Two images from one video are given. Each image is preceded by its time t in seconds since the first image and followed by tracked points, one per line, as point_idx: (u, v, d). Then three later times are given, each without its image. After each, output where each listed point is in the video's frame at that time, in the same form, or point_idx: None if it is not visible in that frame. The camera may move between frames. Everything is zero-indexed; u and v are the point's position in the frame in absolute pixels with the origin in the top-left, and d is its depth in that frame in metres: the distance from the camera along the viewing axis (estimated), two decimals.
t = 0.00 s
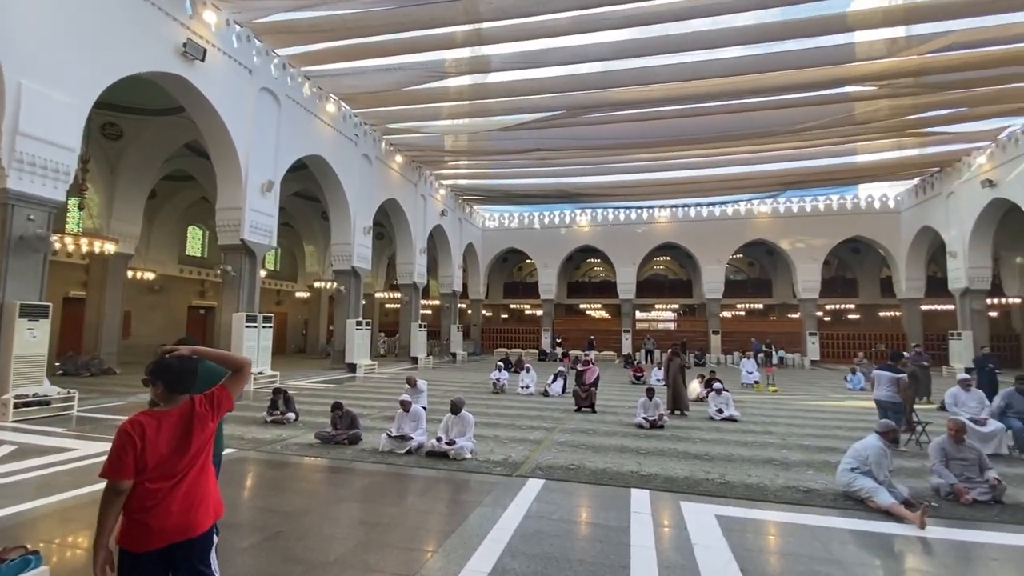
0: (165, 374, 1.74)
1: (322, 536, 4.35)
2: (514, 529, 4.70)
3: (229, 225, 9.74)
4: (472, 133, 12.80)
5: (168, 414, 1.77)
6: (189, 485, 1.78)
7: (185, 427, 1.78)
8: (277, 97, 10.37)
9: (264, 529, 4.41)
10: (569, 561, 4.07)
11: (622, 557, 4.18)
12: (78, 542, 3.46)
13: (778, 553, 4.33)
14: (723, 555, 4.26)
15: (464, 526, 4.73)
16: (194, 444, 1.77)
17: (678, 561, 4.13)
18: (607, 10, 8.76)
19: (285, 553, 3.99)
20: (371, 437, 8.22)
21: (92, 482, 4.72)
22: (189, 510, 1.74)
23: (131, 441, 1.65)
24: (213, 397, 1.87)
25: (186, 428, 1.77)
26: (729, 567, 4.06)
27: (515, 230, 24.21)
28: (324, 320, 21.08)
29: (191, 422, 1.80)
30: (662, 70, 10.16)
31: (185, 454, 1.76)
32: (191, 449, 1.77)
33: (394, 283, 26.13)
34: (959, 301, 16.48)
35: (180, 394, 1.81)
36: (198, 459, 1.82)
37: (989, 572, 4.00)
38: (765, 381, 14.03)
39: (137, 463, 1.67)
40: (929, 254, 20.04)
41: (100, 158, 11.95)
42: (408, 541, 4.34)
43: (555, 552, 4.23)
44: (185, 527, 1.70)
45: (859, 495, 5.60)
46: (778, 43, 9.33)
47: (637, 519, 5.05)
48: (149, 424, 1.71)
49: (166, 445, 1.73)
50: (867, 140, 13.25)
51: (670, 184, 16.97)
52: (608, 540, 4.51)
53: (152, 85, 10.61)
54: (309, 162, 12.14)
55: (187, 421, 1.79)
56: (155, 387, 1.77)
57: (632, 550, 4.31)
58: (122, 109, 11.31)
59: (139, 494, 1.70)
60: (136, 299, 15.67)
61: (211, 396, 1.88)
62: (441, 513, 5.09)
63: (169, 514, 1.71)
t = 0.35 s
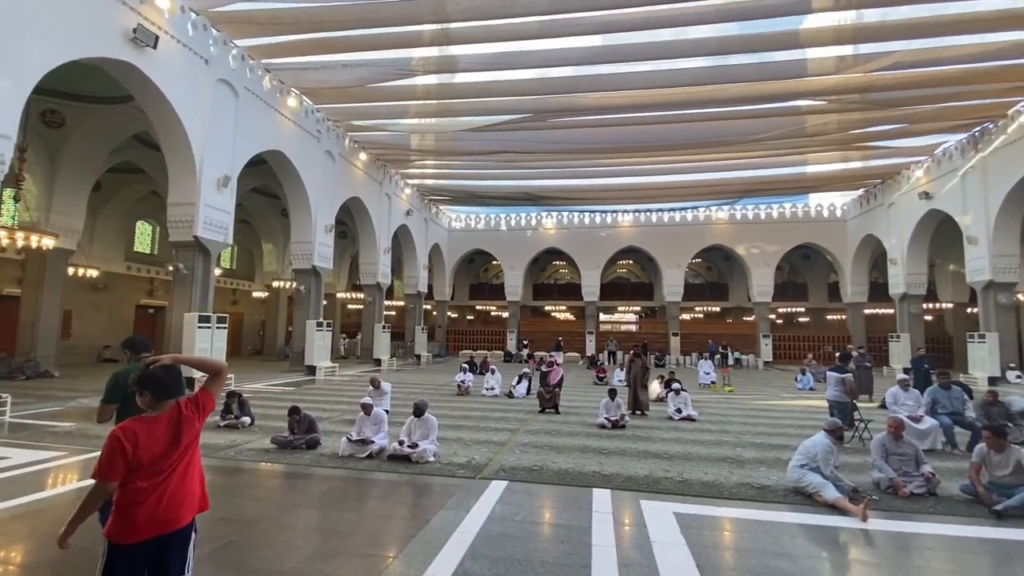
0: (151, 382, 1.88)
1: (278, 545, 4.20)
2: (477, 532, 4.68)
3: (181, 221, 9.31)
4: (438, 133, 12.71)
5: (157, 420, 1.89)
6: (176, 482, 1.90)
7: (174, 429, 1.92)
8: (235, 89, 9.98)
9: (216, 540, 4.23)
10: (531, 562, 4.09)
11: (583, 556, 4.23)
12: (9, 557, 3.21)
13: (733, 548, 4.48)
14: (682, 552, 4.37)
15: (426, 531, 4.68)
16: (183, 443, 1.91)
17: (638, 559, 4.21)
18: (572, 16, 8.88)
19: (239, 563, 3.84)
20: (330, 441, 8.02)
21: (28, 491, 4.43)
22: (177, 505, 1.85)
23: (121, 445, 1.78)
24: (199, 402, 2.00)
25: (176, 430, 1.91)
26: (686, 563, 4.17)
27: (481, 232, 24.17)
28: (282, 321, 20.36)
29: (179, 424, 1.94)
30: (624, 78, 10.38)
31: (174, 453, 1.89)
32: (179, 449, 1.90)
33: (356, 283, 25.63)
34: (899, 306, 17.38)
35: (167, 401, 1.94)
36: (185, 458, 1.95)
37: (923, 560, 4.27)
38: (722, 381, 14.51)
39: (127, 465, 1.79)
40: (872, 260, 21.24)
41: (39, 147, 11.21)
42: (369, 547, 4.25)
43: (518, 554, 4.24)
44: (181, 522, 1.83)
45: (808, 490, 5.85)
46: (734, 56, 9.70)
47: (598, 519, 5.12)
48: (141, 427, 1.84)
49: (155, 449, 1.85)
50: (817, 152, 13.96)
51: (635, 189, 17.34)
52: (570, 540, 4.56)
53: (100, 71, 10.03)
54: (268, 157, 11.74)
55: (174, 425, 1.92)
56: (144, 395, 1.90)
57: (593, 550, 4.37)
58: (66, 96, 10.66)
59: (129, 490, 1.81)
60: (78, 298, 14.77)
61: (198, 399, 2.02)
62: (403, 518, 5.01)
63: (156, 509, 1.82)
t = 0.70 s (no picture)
0: (124, 379, 2.03)
1: (233, 556, 4.04)
2: (440, 536, 4.64)
3: (131, 216, 8.86)
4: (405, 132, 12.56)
5: (129, 414, 2.05)
6: (149, 471, 2.06)
7: (146, 422, 2.06)
8: (191, 80, 9.57)
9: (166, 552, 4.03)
10: (495, 565, 4.09)
11: (547, 558, 4.25)
12: None
13: (692, 546, 4.60)
14: (644, 550, 4.46)
15: (388, 536, 4.59)
16: (153, 437, 2.06)
17: (600, 559, 4.26)
18: (539, 21, 8.96)
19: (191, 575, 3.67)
20: (289, 446, 7.77)
21: None
22: (147, 494, 2.00)
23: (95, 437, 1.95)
24: (169, 398, 2.14)
25: (146, 423, 2.06)
26: (648, 562, 4.25)
27: (447, 233, 24.01)
28: (240, 322, 19.49)
29: (152, 417, 2.09)
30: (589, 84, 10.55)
31: (145, 445, 2.05)
32: (150, 441, 2.06)
33: (318, 283, 25.00)
34: (846, 310, 18.36)
35: (140, 396, 2.09)
36: (158, 449, 2.11)
37: (867, 551, 4.50)
38: (682, 381, 14.90)
39: (101, 455, 1.96)
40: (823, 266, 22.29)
41: None
42: (330, 554, 4.15)
43: (482, 558, 4.22)
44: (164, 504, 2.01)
45: (762, 487, 6.08)
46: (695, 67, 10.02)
47: (562, 520, 5.16)
48: (115, 421, 2.00)
49: (127, 440, 2.02)
50: (772, 162, 14.57)
51: (601, 193, 17.62)
52: (534, 542, 4.58)
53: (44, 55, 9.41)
54: (226, 151, 11.33)
55: (146, 418, 2.07)
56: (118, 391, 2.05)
57: (557, 551, 4.41)
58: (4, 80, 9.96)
59: (106, 477, 1.99)
60: (14, 296, 13.78)
61: (169, 394, 2.15)
62: (364, 523, 4.91)
63: (125, 496, 1.99)
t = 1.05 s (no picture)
0: (87, 382, 2.27)
1: (187, 568, 3.86)
2: (404, 541, 4.58)
3: (79, 211, 8.39)
4: (372, 130, 12.37)
5: (93, 415, 2.29)
6: (116, 467, 2.30)
7: (109, 421, 2.32)
8: (146, 70, 9.16)
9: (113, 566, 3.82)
10: (461, 569, 4.06)
11: (513, 560, 4.26)
12: None
13: (654, 544, 4.69)
14: (608, 550, 4.52)
15: (351, 543, 4.49)
16: (118, 434, 2.31)
17: (564, 560, 4.30)
18: (510, 25, 9.00)
19: None
20: (248, 452, 7.50)
21: None
22: (117, 485, 2.25)
23: (64, 437, 2.18)
24: (131, 395, 2.41)
25: (111, 422, 2.31)
26: (611, 561, 4.31)
27: (415, 234, 23.74)
28: (196, 323, 18.61)
29: (116, 417, 2.34)
30: (557, 89, 10.66)
31: (111, 443, 2.29)
32: (117, 438, 2.31)
33: (280, 283, 24.30)
34: (801, 314, 19.16)
35: (102, 398, 2.34)
36: (125, 446, 2.36)
37: (818, 545, 4.70)
38: (647, 383, 15.20)
39: (71, 454, 2.19)
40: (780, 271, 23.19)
41: None
42: (291, 564, 4.03)
43: (447, 563, 4.18)
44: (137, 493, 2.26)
45: (721, 485, 6.27)
46: (660, 76, 10.27)
47: (528, 522, 5.18)
48: (80, 422, 2.24)
49: (93, 439, 2.26)
50: (733, 171, 15.08)
51: (570, 197, 17.81)
52: (500, 544, 4.58)
53: None
54: (182, 145, 10.89)
55: (110, 417, 2.32)
56: (78, 397, 2.27)
57: (522, 553, 4.41)
58: None
59: (76, 475, 2.22)
60: None
61: (132, 394, 2.42)
62: (326, 530, 4.79)
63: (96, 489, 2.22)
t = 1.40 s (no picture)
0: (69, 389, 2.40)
1: None
2: (367, 548, 4.49)
3: (21, 204, 7.89)
4: (339, 127, 12.13)
5: (72, 419, 2.43)
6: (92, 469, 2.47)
7: (88, 425, 2.47)
8: (98, 58, 8.71)
9: None
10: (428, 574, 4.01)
11: (479, 564, 4.23)
12: None
13: (619, 544, 4.75)
14: (574, 551, 4.55)
15: (313, 551, 4.37)
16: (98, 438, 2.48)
17: (530, 562, 4.31)
18: (480, 27, 9.01)
19: None
20: (203, 458, 7.20)
21: None
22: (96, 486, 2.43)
23: (48, 441, 2.32)
24: (106, 398, 2.56)
25: (91, 427, 2.47)
26: (576, 562, 4.34)
27: (382, 235, 23.37)
28: (150, 323, 18.44)
29: (93, 420, 2.49)
30: (526, 92, 10.72)
31: (91, 446, 2.46)
32: (95, 441, 2.48)
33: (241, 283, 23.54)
34: (759, 317, 19.84)
35: (78, 402, 2.47)
36: (98, 449, 2.52)
37: (775, 540, 4.87)
38: (613, 385, 15.41)
39: (55, 456, 2.33)
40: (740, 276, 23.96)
41: None
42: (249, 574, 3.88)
43: (413, 568, 4.13)
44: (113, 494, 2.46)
45: (683, 485, 6.42)
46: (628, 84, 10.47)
47: (495, 525, 5.17)
48: (60, 426, 2.37)
49: (74, 442, 2.41)
50: (697, 179, 15.52)
51: (540, 200, 17.90)
52: (466, 549, 4.55)
53: None
54: (136, 137, 10.42)
55: (90, 421, 2.47)
56: (58, 401, 2.39)
57: (489, 556, 4.40)
58: None
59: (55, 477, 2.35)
60: None
61: (105, 395, 2.57)
62: (286, 539, 4.65)
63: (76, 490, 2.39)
